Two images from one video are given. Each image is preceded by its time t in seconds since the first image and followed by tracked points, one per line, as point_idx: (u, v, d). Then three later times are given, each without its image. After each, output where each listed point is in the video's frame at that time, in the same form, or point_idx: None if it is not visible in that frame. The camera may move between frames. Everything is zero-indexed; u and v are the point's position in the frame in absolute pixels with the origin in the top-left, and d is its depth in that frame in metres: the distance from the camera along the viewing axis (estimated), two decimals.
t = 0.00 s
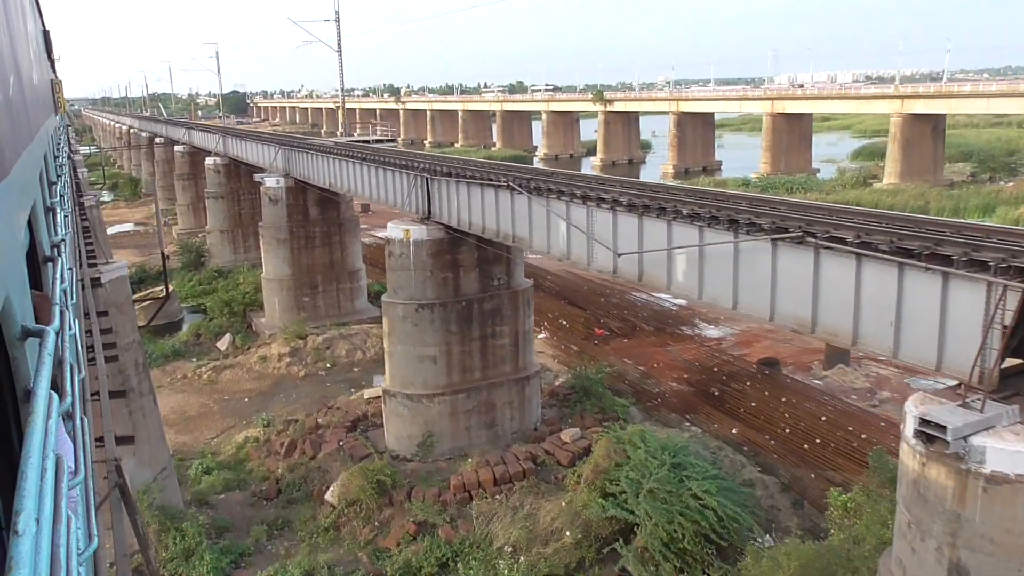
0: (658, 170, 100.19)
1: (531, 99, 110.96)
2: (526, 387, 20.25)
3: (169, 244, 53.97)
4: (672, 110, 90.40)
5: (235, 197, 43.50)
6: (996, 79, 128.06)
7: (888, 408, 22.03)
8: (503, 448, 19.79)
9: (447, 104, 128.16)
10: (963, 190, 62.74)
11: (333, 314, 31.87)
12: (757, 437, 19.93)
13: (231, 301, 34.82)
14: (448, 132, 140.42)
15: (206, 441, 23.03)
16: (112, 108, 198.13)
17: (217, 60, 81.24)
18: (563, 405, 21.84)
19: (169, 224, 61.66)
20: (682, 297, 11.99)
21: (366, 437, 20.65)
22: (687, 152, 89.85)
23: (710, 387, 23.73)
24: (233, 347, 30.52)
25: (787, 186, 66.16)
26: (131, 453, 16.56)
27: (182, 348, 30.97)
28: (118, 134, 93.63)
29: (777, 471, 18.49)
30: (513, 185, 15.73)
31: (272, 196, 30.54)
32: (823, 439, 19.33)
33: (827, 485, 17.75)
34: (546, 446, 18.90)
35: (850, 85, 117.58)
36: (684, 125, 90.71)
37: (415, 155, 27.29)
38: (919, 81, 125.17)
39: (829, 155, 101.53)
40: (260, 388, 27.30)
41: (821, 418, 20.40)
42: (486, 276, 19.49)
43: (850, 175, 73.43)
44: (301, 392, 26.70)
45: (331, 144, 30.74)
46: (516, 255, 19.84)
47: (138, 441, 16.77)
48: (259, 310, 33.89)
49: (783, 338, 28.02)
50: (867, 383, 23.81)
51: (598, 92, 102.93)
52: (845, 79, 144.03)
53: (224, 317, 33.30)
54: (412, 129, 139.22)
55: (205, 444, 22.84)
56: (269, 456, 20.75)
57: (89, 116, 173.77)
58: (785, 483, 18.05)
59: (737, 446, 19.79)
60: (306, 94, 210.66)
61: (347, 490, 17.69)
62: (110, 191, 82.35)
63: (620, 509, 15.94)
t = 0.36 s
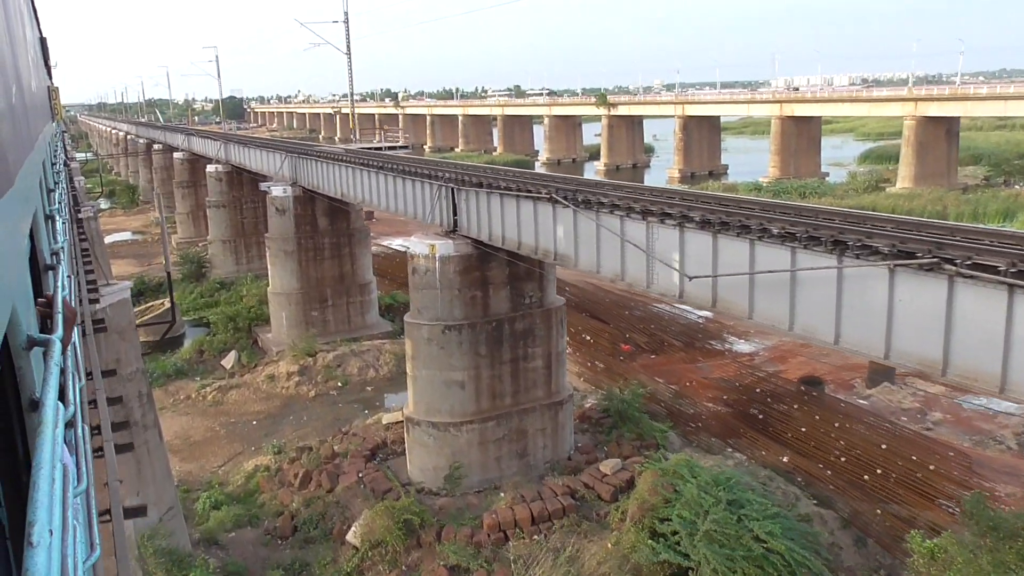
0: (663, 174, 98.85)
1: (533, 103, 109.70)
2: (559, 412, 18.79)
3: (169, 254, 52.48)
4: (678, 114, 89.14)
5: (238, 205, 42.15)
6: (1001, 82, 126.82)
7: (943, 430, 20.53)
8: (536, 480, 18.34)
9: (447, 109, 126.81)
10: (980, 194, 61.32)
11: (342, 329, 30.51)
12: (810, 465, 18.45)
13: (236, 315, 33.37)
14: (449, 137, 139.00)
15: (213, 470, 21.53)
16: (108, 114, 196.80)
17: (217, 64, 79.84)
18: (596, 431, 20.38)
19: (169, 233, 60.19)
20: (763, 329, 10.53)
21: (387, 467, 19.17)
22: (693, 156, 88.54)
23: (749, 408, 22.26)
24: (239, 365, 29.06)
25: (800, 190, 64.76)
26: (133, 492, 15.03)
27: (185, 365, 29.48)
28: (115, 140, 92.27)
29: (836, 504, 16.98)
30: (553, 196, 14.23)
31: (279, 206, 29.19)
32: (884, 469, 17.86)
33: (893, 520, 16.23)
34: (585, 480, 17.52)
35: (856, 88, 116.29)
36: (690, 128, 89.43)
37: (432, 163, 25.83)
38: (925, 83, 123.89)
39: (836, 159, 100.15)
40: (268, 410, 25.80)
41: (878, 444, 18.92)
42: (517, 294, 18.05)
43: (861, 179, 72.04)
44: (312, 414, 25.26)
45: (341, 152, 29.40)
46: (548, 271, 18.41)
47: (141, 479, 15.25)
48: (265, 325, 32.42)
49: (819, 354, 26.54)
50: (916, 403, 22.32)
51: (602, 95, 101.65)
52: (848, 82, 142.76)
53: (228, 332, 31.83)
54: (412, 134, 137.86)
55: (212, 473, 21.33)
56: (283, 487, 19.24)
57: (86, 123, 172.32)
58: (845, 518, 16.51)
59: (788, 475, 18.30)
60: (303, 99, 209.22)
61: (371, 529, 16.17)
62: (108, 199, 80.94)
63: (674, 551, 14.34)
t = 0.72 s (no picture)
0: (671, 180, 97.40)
1: (538, 108, 108.34)
2: (600, 442, 17.32)
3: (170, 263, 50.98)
4: (687, 119, 87.72)
5: (244, 213, 40.73)
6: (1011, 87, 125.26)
7: (1008, 460, 18.98)
8: (575, 516, 16.87)
9: (450, 113, 125.42)
10: (1001, 201, 59.69)
11: (355, 344, 29.12)
12: (874, 501, 16.95)
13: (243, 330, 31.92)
14: (452, 141, 137.56)
15: (222, 500, 20.03)
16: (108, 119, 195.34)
17: (219, 68, 78.43)
18: (636, 461, 18.89)
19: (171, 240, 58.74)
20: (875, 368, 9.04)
21: (412, 502, 17.70)
22: (702, 161, 87.09)
23: (796, 434, 20.74)
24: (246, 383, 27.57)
25: (816, 197, 63.19)
26: (138, 538, 13.53)
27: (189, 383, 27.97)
28: (115, 144, 90.87)
29: (907, 547, 15.46)
30: (609, 211, 12.77)
31: (290, 216, 27.82)
32: (957, 507, 16.36)
33: (973, 566, 14.71)
34: (632, 518, 16.00)
35: (865, 92, 114.78)
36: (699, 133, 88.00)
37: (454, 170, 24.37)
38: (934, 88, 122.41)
39: (847, 165, 98.57)
40: (278, 432, 24.31)
41: (948, 479, 17.40)
42: (556, 315, 16.60)
43: (876, 186, 70.44)
44: (326, 438, 23.78)
45: (355, 158, 28.06)
46: (589, 289, 16.95)
47: (146, 523, 13.74)
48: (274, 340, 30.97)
49: (861, 373, 25.01)
50: (974, 428, 20.79)
51: (609, 100, 100.25)
52: (855, 87, 141.24)
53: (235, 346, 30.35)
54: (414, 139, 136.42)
55: (220, 504, 19.85)
56: (298, 521, 17.74)
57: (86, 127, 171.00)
58: (919, 562, 14.99)
59: (849, 512, 16.77)
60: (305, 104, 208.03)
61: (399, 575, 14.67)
62: (107, 205, 79.50)
63: None
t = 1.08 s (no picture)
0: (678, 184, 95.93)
1: (543, 111, 106.88)
2: (647, 475, 15.89)
3: (172, 269, 49.49)
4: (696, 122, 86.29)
5: (249, 219, 39.29)
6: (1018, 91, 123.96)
7: None
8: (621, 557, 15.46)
9: (453, 116, 124.00)
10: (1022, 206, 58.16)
11: (368, 358, 27.75)
12: (948, 540, 15.53)
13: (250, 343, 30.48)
14: (455, 144, 136.11)
15: (232, 532, 18.57)
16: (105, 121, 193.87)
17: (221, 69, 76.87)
18: (683, 493, 17.45)
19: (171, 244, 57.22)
20: None
21: (441, 539, 16.28)
22: (711, 164, 85.69)
23: (849, 461, 19.29)
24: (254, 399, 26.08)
25: (832, 202, 61.59)
26: None
27: (194, 399, 26.47)
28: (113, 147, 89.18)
29: None
30: (678, 226, 11.36)
31: (301, 223, 26.48)
32: None
33: None
34: (687, 560, 14.57)
35: (873, 95, 113.37)
36: (707, 136, 86.58)
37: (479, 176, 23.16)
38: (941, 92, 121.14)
39: (856, 168, 97.16)
40: (290, 454, 22.85)
41: None
42: (602, 338, 15.16)
43: (891, 190, 68.85)
44: (340, 462, 22.34)
45: (371, 163, 26.73)
46: (636, 308, 15.53)
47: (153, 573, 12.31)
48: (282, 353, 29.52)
49: (909, 392, 23.55)
50: None
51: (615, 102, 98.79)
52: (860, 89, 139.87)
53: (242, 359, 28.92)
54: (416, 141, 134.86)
55: (230, 537, 18.38)
56: (317, 558, 16.27)
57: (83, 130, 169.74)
58: None
59: (921, 552, 15.32)
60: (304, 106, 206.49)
61: None
62: (105, 208, 77.98)
63: None
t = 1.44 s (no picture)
0: (685, 188, 94.48)
1: (546, 114, 105.42)
2: (704, 515, 14.44)
3: (172, 277, 47.99)
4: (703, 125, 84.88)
5: (253, 226, 37.83)
6: None
7: None
8: None
9: (455, 119, 122.60)
10: None
11: (382, 374, 26.34)
12: None
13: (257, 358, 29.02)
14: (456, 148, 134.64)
15: (243, 572, 17.09)
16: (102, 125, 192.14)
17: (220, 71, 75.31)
18: (737, 530, 15.98)
19: (170, 251, 55.70)
20: None
21: None
22: (719, 168, 84.29)
23: (911, 493, 17.80)
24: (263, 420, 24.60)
25: (849, 208, 59.98)
26: None
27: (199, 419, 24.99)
28: (110, 152, 87.54)
29: None
30: (767, 244, 9.95)
31: (313, 233, 25.13)
32: None
33: None
34: None
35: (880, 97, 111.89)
36: (715, 140, 85.19)
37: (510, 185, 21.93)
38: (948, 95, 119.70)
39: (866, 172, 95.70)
40: (302, 481, 21.35)
41: None
42: (656, 364, 13.72)
43: (905, 195, 67.26)
44: (357, 490, 20.86)
45: (387, 169, 25.36)
46: (693, 330, 14.10)
47: None
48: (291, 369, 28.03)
49: (961, 413, 22.06)
50: None
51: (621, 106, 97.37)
52: (866, 92, 138.43)
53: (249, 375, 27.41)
54: (417, 145, 133.36)
55: None
56: None
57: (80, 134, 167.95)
58: None
59: None
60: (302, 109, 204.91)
61: None
62: (103, 213, 76.43)
63: None
